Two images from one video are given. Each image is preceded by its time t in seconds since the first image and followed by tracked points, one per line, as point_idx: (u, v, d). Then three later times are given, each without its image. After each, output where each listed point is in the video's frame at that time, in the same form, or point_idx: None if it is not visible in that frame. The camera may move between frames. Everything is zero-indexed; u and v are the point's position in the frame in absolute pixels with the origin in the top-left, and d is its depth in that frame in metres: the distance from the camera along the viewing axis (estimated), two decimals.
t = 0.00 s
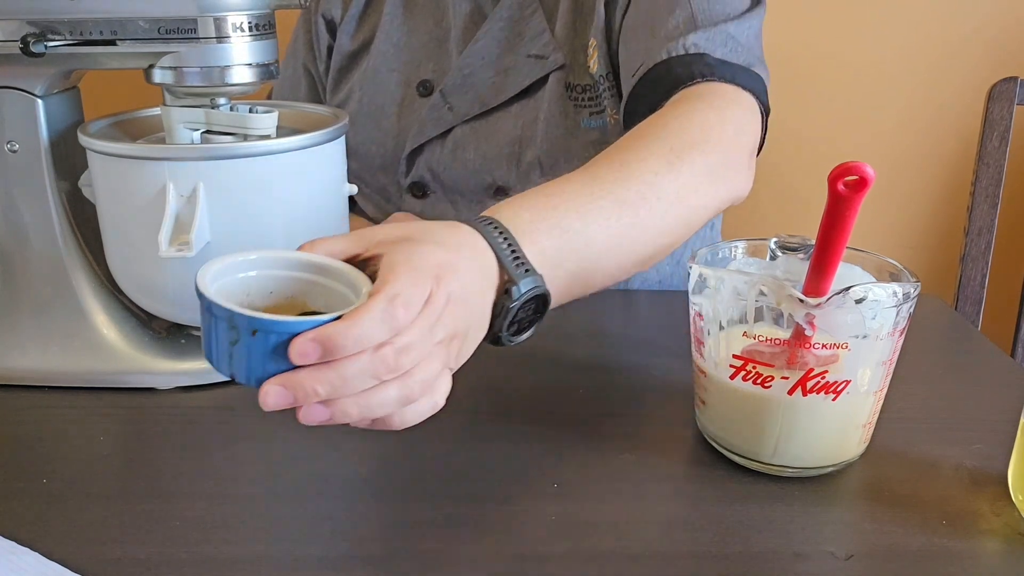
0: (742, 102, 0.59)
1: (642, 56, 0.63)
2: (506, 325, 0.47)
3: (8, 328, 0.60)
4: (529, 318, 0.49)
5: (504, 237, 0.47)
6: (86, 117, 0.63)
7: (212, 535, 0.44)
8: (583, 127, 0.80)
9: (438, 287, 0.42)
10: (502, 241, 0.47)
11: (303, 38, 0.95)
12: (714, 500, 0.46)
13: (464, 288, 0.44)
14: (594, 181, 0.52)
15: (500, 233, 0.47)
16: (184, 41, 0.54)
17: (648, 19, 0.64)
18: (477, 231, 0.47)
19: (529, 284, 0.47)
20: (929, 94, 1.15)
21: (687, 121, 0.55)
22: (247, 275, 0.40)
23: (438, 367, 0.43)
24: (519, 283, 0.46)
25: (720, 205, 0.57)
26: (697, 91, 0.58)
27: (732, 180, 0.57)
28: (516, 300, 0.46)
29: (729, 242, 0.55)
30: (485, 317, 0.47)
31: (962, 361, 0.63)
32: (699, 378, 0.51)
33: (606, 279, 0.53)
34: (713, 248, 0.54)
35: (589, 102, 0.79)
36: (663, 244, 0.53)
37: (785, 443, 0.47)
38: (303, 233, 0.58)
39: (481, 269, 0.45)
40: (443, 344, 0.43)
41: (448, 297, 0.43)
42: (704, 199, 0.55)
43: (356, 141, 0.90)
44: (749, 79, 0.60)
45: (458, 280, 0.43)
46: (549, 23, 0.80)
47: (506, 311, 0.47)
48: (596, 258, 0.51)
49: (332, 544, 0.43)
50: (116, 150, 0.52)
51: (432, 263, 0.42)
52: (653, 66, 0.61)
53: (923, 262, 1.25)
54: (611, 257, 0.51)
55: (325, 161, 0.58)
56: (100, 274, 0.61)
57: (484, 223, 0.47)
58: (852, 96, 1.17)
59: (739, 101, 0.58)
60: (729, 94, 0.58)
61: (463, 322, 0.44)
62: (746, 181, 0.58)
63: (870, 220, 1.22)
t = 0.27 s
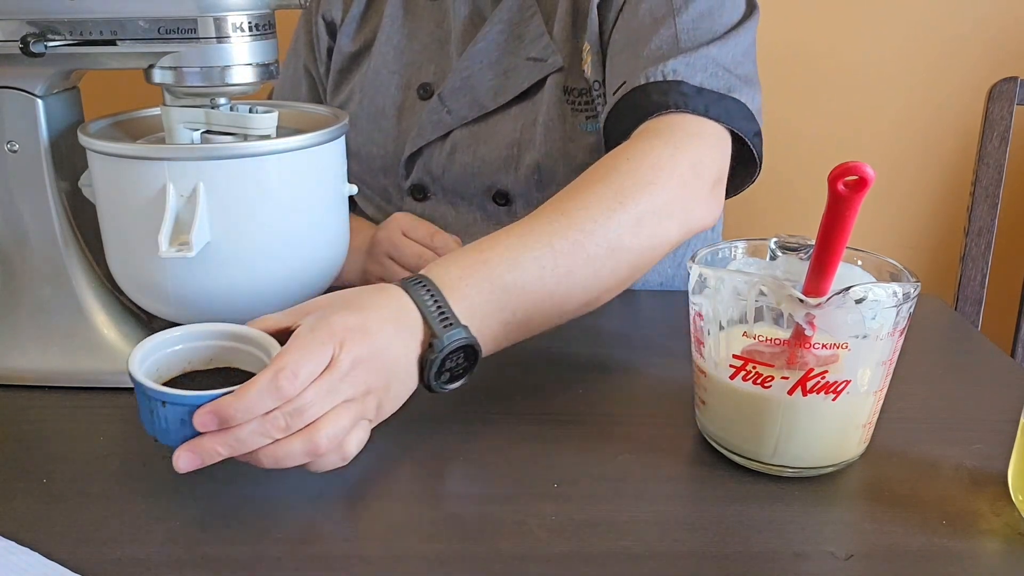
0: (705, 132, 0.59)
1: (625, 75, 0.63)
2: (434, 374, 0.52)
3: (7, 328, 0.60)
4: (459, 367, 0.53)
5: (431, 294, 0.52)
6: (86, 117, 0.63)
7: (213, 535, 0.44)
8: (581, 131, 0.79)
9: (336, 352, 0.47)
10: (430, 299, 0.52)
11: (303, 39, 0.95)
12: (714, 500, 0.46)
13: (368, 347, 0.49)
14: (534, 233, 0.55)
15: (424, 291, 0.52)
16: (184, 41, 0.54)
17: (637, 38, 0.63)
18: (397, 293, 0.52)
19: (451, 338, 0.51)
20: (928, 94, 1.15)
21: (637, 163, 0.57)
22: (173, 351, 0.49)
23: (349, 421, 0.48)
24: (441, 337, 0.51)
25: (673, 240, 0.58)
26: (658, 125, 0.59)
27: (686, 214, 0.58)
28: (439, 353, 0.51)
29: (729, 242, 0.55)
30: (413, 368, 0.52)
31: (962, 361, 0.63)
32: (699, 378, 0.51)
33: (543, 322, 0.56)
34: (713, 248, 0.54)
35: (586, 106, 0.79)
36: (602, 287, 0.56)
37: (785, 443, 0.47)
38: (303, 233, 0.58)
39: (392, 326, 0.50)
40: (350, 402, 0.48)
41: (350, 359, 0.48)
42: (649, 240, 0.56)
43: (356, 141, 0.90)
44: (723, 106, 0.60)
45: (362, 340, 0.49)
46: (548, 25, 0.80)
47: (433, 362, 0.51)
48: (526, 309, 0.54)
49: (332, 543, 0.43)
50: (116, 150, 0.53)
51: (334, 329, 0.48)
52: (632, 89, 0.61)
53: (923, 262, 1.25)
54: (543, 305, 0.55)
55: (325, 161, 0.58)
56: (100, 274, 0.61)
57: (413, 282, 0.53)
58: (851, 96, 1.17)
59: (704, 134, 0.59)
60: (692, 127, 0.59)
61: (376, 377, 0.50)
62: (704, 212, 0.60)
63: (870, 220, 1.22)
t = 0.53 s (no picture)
0: (673, 140, 0.59)
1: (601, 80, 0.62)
2: (381, 385, 0.52)
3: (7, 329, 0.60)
4: (408, 379, 0.53)
5: (375, 308, 0.53)
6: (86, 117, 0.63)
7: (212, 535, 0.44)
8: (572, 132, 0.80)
9: (265, 369, 0.48)
10: (375, 312, 0.53)
11: (301, 39, 0.95)
12: (714, 500, 0.46)
13: (301, 362, 0.49)
14: (489, 243, 0.55)
15: (365, 307, 0.53)
16: (184, 41, 0.54)
17: (618, 39, 0.63)
18: (336, 309, 0.53)
19: (394, 347, 0.51)
20: (925, 94, 1.15)
21: (597, 171, 0.56)
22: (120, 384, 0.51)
23: (286, 436, 0.48)
24: (382, 346, 0.51)
25: (633, 250, 0.58)
26: (624, 132, 0.59)
27: (648, 223, 0.57)
28: (383, 361, 0.51)
29: (729, 242, 0.55)
30: (359, 381, 0.52)
31: (961, 361, 0.63)
32: (699, 378, 0.51)
33: (497, 333, 0.56)
34: (713, 248, 0.54)
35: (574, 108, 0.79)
36: (558, 296, 0.56)
37: (785, 443, 0.47)
38: (302, 233, 0.58)
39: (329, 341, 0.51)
40: (287, 418, 0.48)
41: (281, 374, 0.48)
42: (608, 249, 0.56)
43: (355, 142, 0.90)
44: (695, 113, 0.59)
45: (295, 355, 0.49)
46: (539, 26, 0.79)
47: (378, 372, 0.51)
48: (477, 319, 0.55)
49: (332, 543, 0.43)
50: (116, 151, 0.53)
51: (264, 347, 0.49)
52: (605, 93, 0.60)
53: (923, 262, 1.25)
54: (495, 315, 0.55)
55: (325, 161, 0.58)
56: (100, 274, 0.61)
57: (359, 297, 0.54)
58: (850, 96, 1.17)
59: (673, 140, 0.59)
60: (659, 135, 0.58)
61: (315, 393, 0.50)
62: (669, 221, 0.59)
63: (870, 220, 1.22)
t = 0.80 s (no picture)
0: (651, 142, 0.59)
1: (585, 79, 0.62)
2: (345, 393, 0.52)
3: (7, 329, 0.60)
4: (373, 387, 0.53)
5: (341, 316, 0.53)
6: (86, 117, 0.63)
7: (213, 535, 0.44)
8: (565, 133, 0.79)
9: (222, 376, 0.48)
10: (341, 320, 0.53)
11: (298, 40, 0.95)
12: (714, 500, 0.46)
13: (259, 367, 0.49)
14: (460, 247, 0.55)
15: (328, 314, 0.53)
16: (184, 41, 0.54)
17: (606, 38, 0.63)
18: (297, 316, 0.52)
19: (359, 356, 0.51)
20: (922, 94, 1.16)
21: (570, 175, 0.57)
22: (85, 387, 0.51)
23: (248, 440, 0.48)
24: (345, 354, 0.51)
25: (606, 254, 0.58)
26: (599, 134, 0.59)
27: (622, 227, 0.57)
28: (347, 370, 0.51)
29: (729, 242, 0.55)
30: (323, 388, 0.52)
31: (961, 361, 0.63)
32: (699, 378, 0.51)
33: (470, 338, 0.56)
34: (713, 248, 0.54)
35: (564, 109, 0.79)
36: (530, 302, 0.57)
37: (785, 443, 0.47)
38: (302, 234, 0.58)
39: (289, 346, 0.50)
40: (248, 422, 0.48)
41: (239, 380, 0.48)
42: (580, 254, 0.57)
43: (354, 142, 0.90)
44: (675, 115, 0.60)
45: (253, 360, 0.49)
46: (534, 27, 0.79)
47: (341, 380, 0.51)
48: (448, 325, 0.55)
49: (332, 543, 0.43)
50: (116, 150, 0.53)
51: (221, 355, 0.49)
52: (586, 93, 0.61)
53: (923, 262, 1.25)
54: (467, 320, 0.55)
55: (325, 161, 0.58)
56: (100, 274, 0.61)
57: (326, 305, 0.54)
58: (850, 97, 1.17)
59: (654, 142, 0.59)
60: (635, 136, 0.58)
61: (276, 399, 0.49)
62: (644, 224, 0.59)
63: (870, 220, 1.22)
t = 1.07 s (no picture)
0: (636, 145, 0.59)
1: (577, 77, 0.62)
2: (325, 402, 0.52)
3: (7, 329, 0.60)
4: (354, 396, 0.53)
5: (319, 325, 0.53)
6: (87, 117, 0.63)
7: (214, 535, 0.43)
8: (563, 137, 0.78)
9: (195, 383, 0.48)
10: (320, 328, 0.53)
11: (300, 40, 0.96)
12: (714, 500, 0.46)
13: (233, 373, 0.49)
14: (441, 254, 0.56)
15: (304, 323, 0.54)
16: (184, 41, 0.54)
17: (598, 40, 0.63)
18: (272, 326, 0.53)
19: (337, 364, 0.52)
20: (921, 95, 1.16)
21: (551, 179, 0.57)
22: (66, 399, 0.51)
23: (223, 444, 0.48)
24: (323, 363, 0.52)
25: (588, 256, 0.58)
26: (583, 137, 0.59)
27: (603, 229, 0.58)
28: (326, 377, 0.51)
29: (729, 242, 0.55)
30: (303, 397, 0.52)
31: (960, 361, 0.63)
32: (699, 378, 0.51)
33: (453, 342, 0.57)
34: (713, 248, 0.54)
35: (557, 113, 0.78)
36: (511, 304, 0.57)
37: (785, 443, 0.47)
38: (301, 234, 0.58)
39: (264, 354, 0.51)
40: (223, 426, 0.48)
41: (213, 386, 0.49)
42: (561, 257, 0.57)
43: (354, 142, 0.91)
44: (664, 117, 0.59)
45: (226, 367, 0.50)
46: (533, 28, 0.79)
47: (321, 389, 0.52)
48: (430, 329, 0.55)
49: (332, 543, 0.43)
50: (116, 150, 0.53)
51: (195, 363, 0.49)
52: (575, 93, 0.61)
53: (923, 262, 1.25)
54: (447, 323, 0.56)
55: (325, 161, 0.58)
56: (100, 274, 0.61)
57: (305, 316, 0.54)
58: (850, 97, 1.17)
59: (642, 145, 0.59)
60: (618, 139, 0.58)
61: (251, 405, 0.50)
62: (627, 226, 0.59)
63: (870, 220, 1.22)
